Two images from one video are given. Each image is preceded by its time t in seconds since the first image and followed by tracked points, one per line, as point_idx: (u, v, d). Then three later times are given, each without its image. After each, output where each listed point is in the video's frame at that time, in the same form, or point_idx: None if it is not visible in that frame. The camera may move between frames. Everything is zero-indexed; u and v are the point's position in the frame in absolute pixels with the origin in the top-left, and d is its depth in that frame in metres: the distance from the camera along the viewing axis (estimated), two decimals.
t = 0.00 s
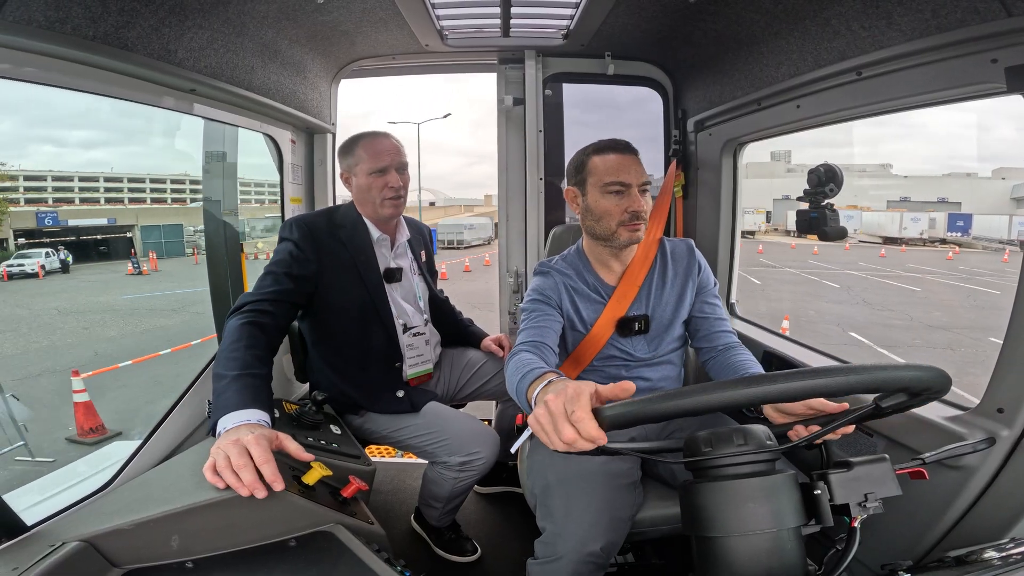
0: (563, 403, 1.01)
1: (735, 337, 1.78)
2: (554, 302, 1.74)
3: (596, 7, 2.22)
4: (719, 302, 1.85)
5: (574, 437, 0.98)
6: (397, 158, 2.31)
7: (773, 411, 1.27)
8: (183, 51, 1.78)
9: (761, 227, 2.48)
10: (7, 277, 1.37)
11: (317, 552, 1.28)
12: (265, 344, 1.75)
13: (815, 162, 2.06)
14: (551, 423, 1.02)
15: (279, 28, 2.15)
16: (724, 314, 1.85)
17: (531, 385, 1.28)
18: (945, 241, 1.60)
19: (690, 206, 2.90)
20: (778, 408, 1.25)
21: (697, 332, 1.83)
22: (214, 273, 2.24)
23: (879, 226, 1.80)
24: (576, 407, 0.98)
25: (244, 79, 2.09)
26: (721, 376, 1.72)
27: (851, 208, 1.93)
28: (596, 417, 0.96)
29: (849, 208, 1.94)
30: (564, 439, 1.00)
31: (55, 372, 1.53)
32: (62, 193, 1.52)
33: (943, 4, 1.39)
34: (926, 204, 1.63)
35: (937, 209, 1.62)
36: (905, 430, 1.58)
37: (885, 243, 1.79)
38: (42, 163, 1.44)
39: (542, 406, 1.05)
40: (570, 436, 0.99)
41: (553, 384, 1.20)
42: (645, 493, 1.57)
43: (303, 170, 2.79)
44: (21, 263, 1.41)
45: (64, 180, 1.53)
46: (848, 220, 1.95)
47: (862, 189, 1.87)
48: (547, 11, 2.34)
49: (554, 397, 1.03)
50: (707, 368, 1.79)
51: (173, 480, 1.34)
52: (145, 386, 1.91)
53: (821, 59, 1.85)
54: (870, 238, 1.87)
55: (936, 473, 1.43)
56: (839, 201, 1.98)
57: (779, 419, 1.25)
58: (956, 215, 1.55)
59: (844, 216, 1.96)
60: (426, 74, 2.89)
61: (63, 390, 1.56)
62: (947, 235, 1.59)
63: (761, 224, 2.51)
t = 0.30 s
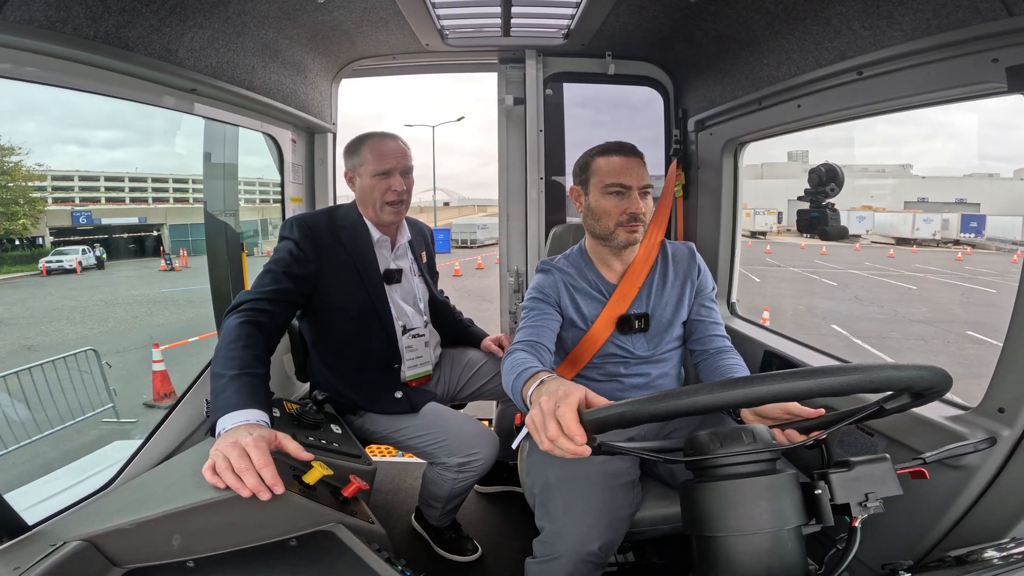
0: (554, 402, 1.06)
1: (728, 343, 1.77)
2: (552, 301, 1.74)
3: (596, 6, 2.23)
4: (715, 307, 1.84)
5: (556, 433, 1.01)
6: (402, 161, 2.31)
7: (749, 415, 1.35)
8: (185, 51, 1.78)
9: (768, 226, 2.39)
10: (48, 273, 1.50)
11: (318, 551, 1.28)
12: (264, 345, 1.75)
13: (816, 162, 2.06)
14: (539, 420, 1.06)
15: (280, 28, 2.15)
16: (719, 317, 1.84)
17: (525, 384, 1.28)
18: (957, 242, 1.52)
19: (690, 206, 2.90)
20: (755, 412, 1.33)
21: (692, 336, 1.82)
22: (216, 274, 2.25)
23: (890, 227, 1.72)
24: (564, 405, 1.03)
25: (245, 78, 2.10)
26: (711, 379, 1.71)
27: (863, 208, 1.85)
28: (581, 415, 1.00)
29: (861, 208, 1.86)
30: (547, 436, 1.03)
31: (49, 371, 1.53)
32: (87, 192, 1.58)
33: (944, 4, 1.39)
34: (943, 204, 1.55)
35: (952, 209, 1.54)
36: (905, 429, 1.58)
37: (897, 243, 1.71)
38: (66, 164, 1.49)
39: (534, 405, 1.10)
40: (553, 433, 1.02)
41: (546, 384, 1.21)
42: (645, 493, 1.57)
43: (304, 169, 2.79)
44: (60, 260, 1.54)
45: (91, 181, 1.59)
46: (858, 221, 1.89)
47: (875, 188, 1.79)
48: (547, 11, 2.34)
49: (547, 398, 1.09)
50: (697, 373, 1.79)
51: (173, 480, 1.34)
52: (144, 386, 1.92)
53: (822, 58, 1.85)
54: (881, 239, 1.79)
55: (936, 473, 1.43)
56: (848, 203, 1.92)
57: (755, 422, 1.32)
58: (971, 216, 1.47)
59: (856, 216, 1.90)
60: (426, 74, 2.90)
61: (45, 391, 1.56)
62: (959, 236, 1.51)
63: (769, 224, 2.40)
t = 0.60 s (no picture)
0: (542, 412, 1.09)
1: (727, 340, 1.77)
2: (552, 303, 1.74)
3: (595, 6, 2.23)
4: (715, 305, 1.84)
5: (549, 444, 1.05)
6: (409, 162, 2.31)
7: (746, 413, 1.38)
8: (183, 51, 1.78)
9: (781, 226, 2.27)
10: (87, 268, 1.62)
11: (318, 551, 1.28)
12: (265, 345, 1.75)
13: (815, 161, 2.06)
14: (534, 431, 1.10)
15: (278, 28, 2.15)
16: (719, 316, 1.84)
17: (525, 391, 1.28)
18: (973, 244, 1.46)
19: (690, 206, 2.90)
20: (752, 412, 1.36)
21: (691, 334, 1.83)
22: (215, 274, 2.24)
23: (907, 228, 1.61)
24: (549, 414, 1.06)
25: (244, 79, 2.09)
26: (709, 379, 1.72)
27: (879, 209, 1.74)
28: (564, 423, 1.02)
29: (875, 209, 1.75)
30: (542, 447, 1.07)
31: (47, 374, 1.53)
32: (102, 191, 1.60)
33: (943, 3, 1.39)
34: (963, 205, 1.46)
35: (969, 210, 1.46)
36: (905, 429, 1.58)
37: (911, 244, 1.61)
38: (95, 164, 1.57)
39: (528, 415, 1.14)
40: (548, 444, 1.06)
41: (547, 389, 1.22)
42: (645, 493, 1.57)
43: (303, 169, 2.79)
44: (98, 255, 1.65)
45: (120, 179, 1.68)
46: (871, 222, 1.78)
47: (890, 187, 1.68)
48: (546, 11, 2.34)
49: (537, 408, 1.12)
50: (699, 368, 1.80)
51: (173, 480, 1.34)
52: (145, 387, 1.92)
53: (821, 58, 1.85)
54: (897, 241, 1.67)
55: (937, 473, 1.43)
56: (860, 203, 1.83)
57: (752, 423, 1.35)
58: (988, 216, 1.41)
59: (868, 217, 1.79)
60: (425, 74, 2.89)
61: (49, 390, 1.55)
62: (976, 237, 1.45)
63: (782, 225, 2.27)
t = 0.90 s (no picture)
0: (545, 413, 1.10)
1: (727, 340, 1.77)
2: (551, 305, 1.75)
3: (597, 7, 2.23)
4: (714, 304, 1.84)
5: (549, 446, 1.05)
6: (431, 171, 2.36)
7: (745, 413, 1.40)
8: (185, 51, 1.78)
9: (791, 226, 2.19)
10: (124, 262, 1.76)
11: (317, 551, 1.28)
12: (262, 347, 1.75)
13: (816, 162, 2.06)
14: (535, 431, 1.11)
15: (280, 28, 2.15)
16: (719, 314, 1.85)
17: (530, 396, 1.27)
18: (990, 244, 1.41)
19: (690, 207, 2.90)
20: (751, 412, 1.38)
21: (690, 335, 1.83)
22: (214, 277, 2.26)
23: (923, 228, 1.58)
24: (552, 416, 1.07)
25: (245, 78, 2.10)
26: (709, 379, 1.72)
27: (895, 209, 1.69)
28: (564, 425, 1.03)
29: (893, 209, 1.71)
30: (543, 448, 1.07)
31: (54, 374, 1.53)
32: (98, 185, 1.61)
33: (944, 5, 1.39)
34: (984, 206, 1.42)
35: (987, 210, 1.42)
36: (906, 430, 1.58)
37: (926, 244, 1.58)
38: (125, 163, 1.69)
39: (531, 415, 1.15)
40: (549, 446, 1.06)
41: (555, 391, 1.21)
42: (644, 493, 1.57)
43: (304, 169, 2.80)
44: (134, 251, 1.79)
45: (146, 179, 1.79)
46: (887, 222, 1.74)
47: (907, 186, 1.63)
48: (548, 11, 2.34)
49: (541, 408, 1.13)
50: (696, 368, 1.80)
51: (173, 480, 1.34)
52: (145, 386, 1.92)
53: (821, 59, 1.85)
54: (915, 241, 1.62)
55: (937, 475, 1.43)
56: (880, 204, 1.76)
57: (751, 422, 1.37)
58: (1004, 216, 1.36)
59: (884, 217, 1.75)
60: (426, 74, 2.90)
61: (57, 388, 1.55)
62: (992, 237, 1.40)
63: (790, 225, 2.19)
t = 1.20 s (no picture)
0: (549, 409, 1.10)
1: (723, 340, 1.78)
2: (551, 300, 1.74)
3: (593, 7, 2.22)
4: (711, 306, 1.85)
5: (552, 444, 1.05)
6: (429, 172, 2.34)
7: (739, 414, 1.44)
8: (179, 52, 1.77)
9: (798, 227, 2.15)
10: (153, 259, 1.89)
11: (315, 552, 1.27)
12: (264, 346, 1.74)
13: (811, 162, 2.06)
14: (536, 429, 1.11)
15: (275, 29, 2.14)
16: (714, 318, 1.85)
17: (530, 389, 1.26)
18: (999, 245, 1.38)
19: (686, 207, 2.90)
20: (747, 413, 1.39)
21: (686, 335, 1.83)
22: (211, 276, 2.23)
23: (933, 228, 1.57)
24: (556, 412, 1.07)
25: (240, 79, 2.09)
26: (703, 378, 1.72)
27: (906, 209, 1.65)
28: (568, 422, 1.02)
29: (904, 209, 1.66)
30: (545, 445, 1.08)
31: (45, 374, 1.53)
32: (106, 189, 1.63)
33: (938, 4, 1.40)
34: (997, 206, 1.38)
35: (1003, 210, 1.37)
36: (901, 428, 1.59)
37: (935, 244, 1.58)
38: (150, 163, 1.80)
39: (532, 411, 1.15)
40: (551, 444, 1.06)
41: (556, 387, 1.21)
42: (642, 492, 1.57)
43: (299, 170, 2.79)
44: (162, 249, 1.93)
45: (169, 178, 1.92)
46: (897, 223, 1.68)
47: (925, 187, 1.57)
48: (544, 11, 2.34)
49: (544, 404, 1.12)
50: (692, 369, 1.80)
51: (170, 482, 1.33)
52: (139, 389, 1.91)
53: (815, 59, 1.86)
54: (925, 241, 1.62)
55: (933, 472, 1.44)
56: (893, 204, 1.70)
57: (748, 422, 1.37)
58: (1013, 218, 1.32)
59: (892, 217, 1.69)
60: (422, 75, 2.89)
61: (47, 388, 1.55)
62: (1000, 238, 1.36)
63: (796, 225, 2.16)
